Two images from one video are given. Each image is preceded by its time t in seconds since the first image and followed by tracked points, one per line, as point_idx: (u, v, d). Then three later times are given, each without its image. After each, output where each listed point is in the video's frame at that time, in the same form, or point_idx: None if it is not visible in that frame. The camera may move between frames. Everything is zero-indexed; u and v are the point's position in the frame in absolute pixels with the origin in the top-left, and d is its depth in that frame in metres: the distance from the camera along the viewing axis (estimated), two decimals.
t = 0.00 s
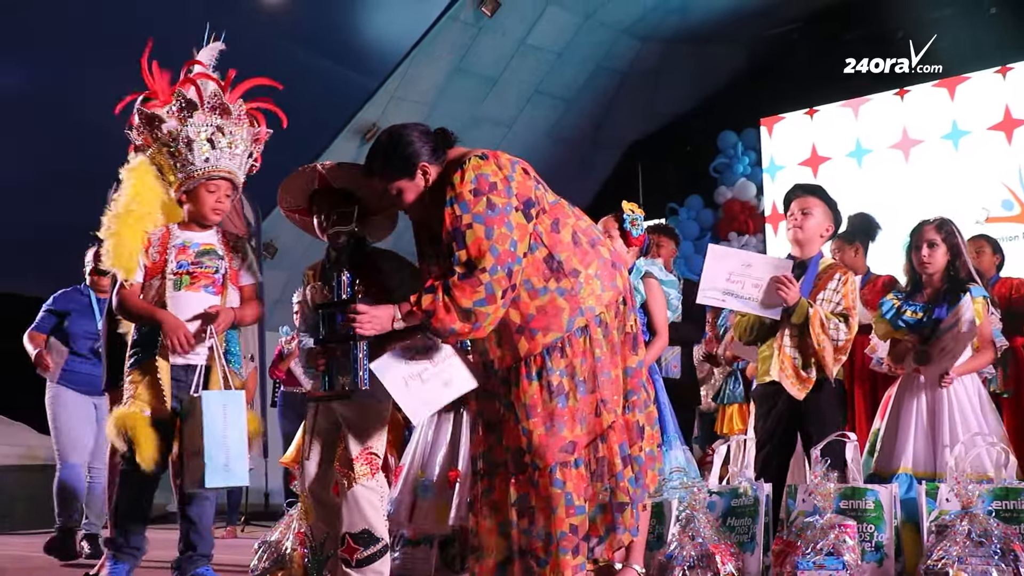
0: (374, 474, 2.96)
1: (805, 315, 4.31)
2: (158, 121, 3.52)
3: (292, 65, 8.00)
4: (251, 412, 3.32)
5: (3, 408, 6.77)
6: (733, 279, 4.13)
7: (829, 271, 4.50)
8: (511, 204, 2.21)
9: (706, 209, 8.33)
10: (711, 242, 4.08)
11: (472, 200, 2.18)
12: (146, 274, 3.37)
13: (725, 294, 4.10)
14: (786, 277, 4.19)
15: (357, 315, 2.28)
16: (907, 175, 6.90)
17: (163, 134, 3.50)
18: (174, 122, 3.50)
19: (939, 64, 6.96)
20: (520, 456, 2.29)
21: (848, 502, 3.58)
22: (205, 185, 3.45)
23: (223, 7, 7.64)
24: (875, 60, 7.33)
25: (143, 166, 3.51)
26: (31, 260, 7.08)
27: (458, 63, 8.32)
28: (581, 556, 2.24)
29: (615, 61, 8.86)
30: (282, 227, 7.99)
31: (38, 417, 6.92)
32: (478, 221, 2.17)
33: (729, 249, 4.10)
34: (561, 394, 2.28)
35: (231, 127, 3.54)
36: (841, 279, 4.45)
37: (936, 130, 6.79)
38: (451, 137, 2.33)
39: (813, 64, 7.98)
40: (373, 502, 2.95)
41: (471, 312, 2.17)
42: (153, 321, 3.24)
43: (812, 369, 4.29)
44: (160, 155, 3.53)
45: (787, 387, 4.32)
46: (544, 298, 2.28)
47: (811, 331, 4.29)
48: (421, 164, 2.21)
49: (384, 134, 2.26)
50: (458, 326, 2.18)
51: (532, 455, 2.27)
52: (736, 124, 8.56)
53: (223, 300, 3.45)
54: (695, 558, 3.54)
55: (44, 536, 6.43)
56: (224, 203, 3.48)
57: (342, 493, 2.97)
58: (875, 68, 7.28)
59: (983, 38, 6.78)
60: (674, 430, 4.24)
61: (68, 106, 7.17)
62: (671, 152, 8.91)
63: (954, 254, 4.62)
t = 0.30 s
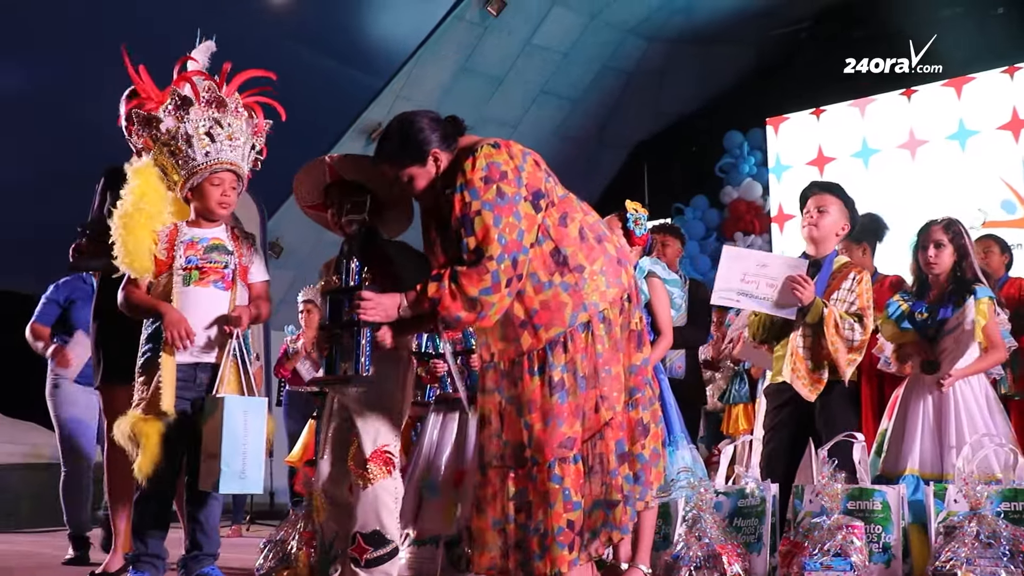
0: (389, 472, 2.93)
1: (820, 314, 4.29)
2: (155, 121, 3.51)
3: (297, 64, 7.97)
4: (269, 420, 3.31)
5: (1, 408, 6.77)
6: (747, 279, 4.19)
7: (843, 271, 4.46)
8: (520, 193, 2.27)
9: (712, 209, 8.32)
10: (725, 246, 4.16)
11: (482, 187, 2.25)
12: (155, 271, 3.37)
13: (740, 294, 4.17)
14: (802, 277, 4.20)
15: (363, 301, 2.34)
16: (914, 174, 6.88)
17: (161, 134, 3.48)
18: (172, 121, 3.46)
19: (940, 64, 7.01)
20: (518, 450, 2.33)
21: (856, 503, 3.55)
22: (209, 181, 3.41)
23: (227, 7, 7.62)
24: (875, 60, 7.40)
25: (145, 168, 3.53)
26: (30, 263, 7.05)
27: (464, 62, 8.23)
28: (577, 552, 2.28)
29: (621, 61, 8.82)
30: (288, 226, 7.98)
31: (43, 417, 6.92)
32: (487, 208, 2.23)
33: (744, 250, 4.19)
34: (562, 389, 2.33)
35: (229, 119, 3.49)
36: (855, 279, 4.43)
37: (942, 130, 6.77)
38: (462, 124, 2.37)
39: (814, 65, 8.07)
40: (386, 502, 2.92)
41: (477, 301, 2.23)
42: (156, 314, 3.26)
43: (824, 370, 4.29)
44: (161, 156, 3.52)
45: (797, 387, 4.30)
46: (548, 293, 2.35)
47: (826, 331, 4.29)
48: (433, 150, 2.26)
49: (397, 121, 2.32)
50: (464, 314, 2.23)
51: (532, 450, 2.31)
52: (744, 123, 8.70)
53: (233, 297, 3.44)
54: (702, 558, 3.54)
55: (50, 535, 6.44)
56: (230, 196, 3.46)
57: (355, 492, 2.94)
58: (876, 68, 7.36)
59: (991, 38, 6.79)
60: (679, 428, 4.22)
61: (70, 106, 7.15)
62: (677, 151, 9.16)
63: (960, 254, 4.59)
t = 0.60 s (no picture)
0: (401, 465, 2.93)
1: (818, 305, 4.35)
2: (165, 109, 3.42)
3: (307, 62, 8.05)
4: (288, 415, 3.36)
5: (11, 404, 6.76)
6: (746, 281, 4.27)
7: (842, 262, 4.55)
8: (534, 174, 2.36)
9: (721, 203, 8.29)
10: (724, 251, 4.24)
11: (496, 166, 2.33)
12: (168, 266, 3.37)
13: (741, 298, 4.25)
14: (796, 270, 4.25)
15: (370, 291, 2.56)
16: (925, 167, 6.86)
17: (172, 124, 3.40)
18: (185, 112, 3.38)
19: (939, 65, 6.96)
20: (523, 435, 2.40)
21: (867, 496, 3.55)
22: (221, 174, 3.38)
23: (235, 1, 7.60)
24: (875, 61, 7.34)
25: (153, 158, 3.45)
26: (31, 261, 6.88)
27: (472, 56, 8.20)
28: (583, 543, 2.36)
29: (630, 54, 8.79)
30: (297, 220, 7.98)
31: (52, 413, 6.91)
32: (500, 186, 2.32)
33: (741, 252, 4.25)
34: (571, 376, 2.40)
35: (241, 111, 3.47)
36: (853, 270, 4.52)
37: (952, 122, 6.73)
38: (478, 105, 2.49)
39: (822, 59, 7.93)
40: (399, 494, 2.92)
41: (486, 279, 2.31)
42: (170, 313, 3.26)
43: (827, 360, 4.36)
44: (171, 146, 3.44)
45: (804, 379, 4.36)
46: (558, 280, 2.41)
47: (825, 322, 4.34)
48: (448, 130, 2.39)
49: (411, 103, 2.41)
50: (472, 293, 2.32)
51: (541, 438, 2.39)
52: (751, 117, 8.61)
53: (246, 292, 3.47)
54: (713, 552, 3.52)
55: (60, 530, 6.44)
56: (241, 190, 3.45)
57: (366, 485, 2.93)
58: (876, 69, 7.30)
59: (1000, 32, 6.66)
60: (690, 421, 4.22)
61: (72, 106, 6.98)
62: (685, 145, 9.12)
63: (971, 247, 4.58)
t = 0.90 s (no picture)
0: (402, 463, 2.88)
1: (808, 305, 4.61)
2: (166, 106, 3.42)
3: (310, 58, 8.02)
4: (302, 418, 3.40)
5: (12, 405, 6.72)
6: (733, 281, 4.48)
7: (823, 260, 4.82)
8: (535, 171, 2.35)
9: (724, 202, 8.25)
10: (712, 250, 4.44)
11: (497, 162, 2.33)
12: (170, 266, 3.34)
13: (728, 297, 4.48)
14: (785, 270, 4.44)
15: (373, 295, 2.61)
16: (928, 165, 6.87)
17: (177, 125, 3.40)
18: (191, 111, 3.39)
19: (939, 64, 6.96)
20: (525, 431, 2.40)
21: (872, 495, 3.53)
22: (223, 176, 3.39)
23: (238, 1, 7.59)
24: (874, 61, 7.34)
25: (159, 152, 3.42)
26: (30, 260, 6.78)
27: (475, 56, 8.21)
28: (589, 539, 2.37)
29: (633, 53, 8.80)
30: (299, 220, 7.97)
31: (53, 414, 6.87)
32: (501, 182, 2.31)
33: (728, 254, 4.47)
34: (572, 373, 2.39)
35: (247, 113, 3.47)
36: (835, 268, 4.79)
37: (955, 120, 6.76)
38: (481, 103, 2.50)
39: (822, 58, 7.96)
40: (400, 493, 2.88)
41: (484, 275, 2.30)
42: (174, 313, 3.24)
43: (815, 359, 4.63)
44: (175, 144, 3.43)
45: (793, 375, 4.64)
46: (560, 277, 2.41)
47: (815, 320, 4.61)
48: (450, 126, 2.38)
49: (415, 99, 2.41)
50: (470, 288, 2.30)
51: (542, 436, 2.39)
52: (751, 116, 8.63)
53: (248, 290, 3.47)
54: (717, 551, 3.51)
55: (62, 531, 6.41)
56: (243, 193, 3.45)
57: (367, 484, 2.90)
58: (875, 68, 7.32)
59: (1002, 28, 6.67)
60: (692, 421, 4.22)
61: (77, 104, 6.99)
62: (689, 143, 9.08)
63: (976, 244, 4.56)
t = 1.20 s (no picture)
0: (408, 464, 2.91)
1: (799, 306, 4.61)
2: (166, 119, 3.46)
3: (311, 58, 7.99)
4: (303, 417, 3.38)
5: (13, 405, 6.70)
6: (723, 284, 4.45)
7: (811, 261, 4.80)
8: (535, 170, 2.35)
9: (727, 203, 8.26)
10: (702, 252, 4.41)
11: (498, 161, 2.32)
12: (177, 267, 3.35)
13: (717, 299, 4.43)
14: (774, 274, 4.47)
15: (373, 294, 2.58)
16: (930, 167, 6.91)
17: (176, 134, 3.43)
18: (185, 120, 3.41)
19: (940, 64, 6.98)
20: (522, 432, 2.42)
21: (874, 496, 3.52)
22: (224, 178, 3.39)
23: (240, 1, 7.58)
24: (875, 60, 7.36)
25: (164, 161, 3.46)
26: (31, 260, 6.78)
27: (477, 56, 8.18)
28: (584, 541, 2.36)
29: (635, 53, 8.82)
30: (301, 221, 7.97)
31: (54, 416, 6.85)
32: (501, 181, 2.31)
33: (717, 256, 4.44)
34: (570, 373, 2.39)
35: (241, 111, 3.46)
36: (823, 268, 4.78)
37: (957, 122, 6.79)
38: (482, 103, 2.50)
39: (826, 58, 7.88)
40: (406, 494, 2.90)
41: (485, 274, 2.30)
42: (176, 315, 3.23)
43: (810, 360, 4.66)
44: (178, 153, 3.46)
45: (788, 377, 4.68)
46: (559, 277, 2.41)
47: (806, 322, 4.62)
48: (450, 127, 2.38)
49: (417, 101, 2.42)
50: (472, 288, 2.31)
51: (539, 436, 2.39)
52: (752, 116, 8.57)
53: (255, 296, 3.46)
54: (719, 553, 3.51)
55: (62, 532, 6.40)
56: (247, 191, 3.44)
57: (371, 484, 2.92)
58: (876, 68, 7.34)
59: (1005, 30, 6.64)
60: (693, 422, 4.21)
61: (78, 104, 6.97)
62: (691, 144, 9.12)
63: (977, 246, 4.56)
